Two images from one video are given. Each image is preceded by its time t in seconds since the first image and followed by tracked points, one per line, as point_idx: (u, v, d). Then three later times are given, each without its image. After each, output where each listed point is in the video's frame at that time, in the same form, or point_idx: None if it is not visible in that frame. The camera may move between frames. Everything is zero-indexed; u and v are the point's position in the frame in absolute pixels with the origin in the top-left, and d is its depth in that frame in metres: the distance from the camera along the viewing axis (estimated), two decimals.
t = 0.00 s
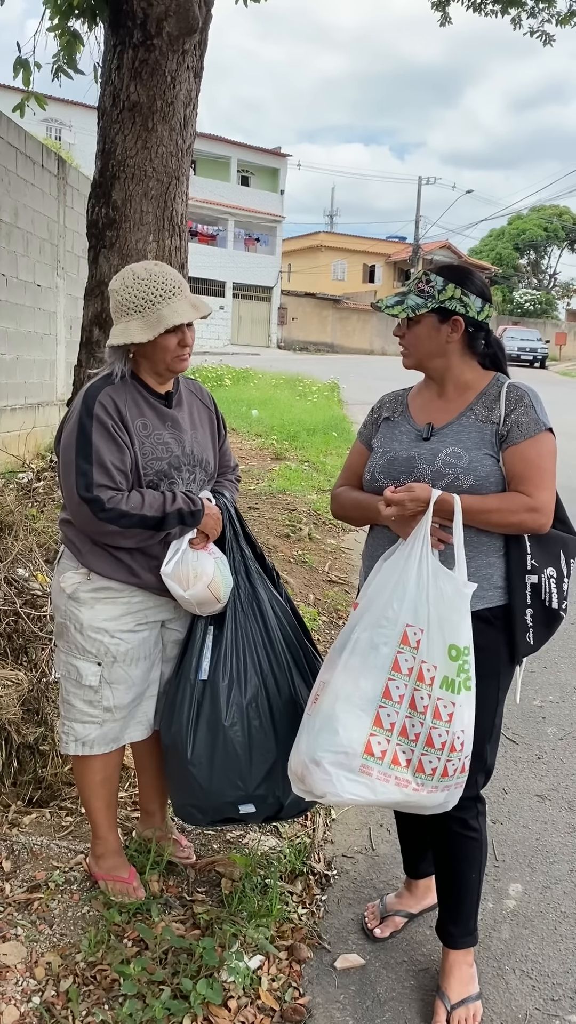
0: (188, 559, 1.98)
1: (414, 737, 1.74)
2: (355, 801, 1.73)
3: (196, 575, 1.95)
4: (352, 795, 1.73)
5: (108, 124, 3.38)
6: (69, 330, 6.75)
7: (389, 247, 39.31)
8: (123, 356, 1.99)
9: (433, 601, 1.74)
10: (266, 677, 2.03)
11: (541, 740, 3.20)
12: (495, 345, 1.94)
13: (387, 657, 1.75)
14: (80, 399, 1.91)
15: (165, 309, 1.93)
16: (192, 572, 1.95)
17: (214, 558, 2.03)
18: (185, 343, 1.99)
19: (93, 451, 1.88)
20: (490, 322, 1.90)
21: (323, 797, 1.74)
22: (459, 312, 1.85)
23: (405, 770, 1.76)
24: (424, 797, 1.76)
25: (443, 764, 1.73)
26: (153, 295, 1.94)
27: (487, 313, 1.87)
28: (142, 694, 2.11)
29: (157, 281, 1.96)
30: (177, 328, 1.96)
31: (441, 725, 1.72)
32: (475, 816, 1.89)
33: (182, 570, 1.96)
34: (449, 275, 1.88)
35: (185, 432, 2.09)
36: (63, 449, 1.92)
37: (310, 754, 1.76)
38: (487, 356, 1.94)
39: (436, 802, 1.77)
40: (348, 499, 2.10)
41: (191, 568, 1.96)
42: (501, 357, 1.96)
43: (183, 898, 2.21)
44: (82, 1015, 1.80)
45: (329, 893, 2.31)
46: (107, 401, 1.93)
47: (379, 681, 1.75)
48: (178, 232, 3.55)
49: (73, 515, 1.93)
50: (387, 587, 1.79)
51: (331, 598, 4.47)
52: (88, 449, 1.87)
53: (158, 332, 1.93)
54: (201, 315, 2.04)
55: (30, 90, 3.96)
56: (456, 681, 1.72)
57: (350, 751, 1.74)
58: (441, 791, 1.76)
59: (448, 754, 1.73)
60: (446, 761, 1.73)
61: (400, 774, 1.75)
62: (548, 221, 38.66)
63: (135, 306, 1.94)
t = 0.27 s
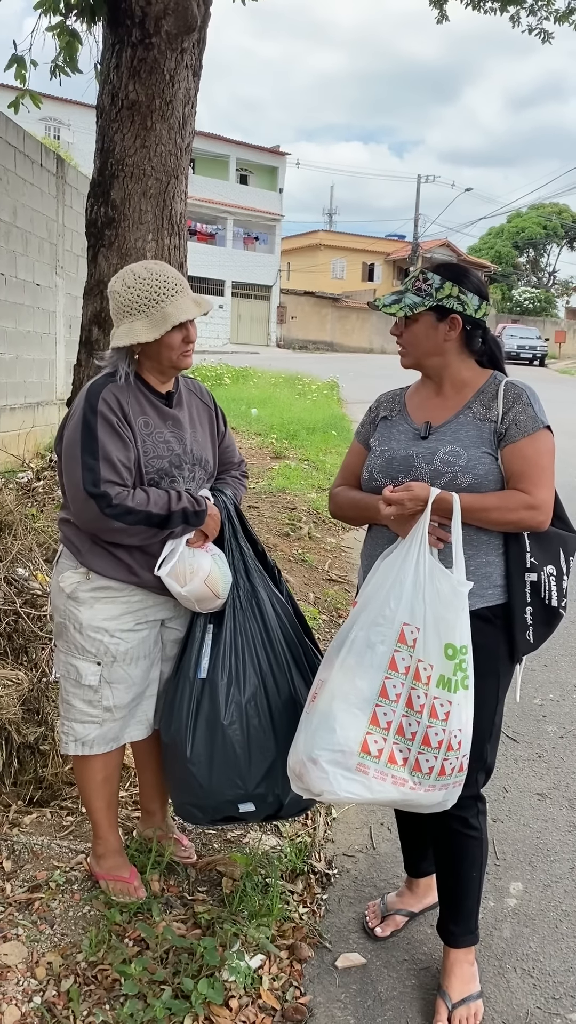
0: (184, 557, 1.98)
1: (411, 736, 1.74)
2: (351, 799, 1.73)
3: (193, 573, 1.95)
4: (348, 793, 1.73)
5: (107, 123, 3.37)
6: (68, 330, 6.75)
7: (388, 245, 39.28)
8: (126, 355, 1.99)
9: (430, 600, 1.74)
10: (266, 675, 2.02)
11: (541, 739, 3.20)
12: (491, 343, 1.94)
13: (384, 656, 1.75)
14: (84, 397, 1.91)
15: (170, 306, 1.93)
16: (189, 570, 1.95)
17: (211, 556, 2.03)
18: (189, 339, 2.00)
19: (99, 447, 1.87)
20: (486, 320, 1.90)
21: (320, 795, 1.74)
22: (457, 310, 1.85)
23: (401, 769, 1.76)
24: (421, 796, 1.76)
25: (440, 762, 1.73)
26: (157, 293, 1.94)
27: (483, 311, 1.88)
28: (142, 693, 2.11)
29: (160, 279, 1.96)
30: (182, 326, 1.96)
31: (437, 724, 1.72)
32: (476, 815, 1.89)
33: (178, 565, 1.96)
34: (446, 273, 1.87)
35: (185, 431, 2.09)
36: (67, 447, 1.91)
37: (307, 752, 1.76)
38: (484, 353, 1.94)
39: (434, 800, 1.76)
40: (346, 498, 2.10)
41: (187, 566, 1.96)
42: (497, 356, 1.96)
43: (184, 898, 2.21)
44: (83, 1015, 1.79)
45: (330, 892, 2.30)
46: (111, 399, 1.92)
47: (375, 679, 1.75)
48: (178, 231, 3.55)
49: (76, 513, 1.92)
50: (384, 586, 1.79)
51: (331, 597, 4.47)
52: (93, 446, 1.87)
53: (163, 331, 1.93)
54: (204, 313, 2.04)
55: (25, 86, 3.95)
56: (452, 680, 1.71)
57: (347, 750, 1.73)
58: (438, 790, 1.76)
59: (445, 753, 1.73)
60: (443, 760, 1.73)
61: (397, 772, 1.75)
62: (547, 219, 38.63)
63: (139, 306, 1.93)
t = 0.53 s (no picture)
0: (180, 555, 1.98)
1: (413, 734, 1.74)
2: (353, 799, 1.72)
3: (189, 570, 1.95)
4: (351, 793, 1.72)
5: (104, 120, 3.36)
6: (67, 328, 6.74)
7: (388, 244, 39.27)
8: (126, 354, 1.98)
9: (429, 597, 1.73)
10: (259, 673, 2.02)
11: (541, 736, 3.20)
12: (486, 337, 1.91)
13: (384, 653, 1.75)
14: (82, 395, 1.90)
15: (172, 301, 1.92)
16: (185, 567, 1.96)
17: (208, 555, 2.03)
18: (189, 335, 1.99)
19: (99, 444, 1.87)
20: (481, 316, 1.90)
21: (322, 796, 1.73)
22: (452, 307, 1.85)
23: (404, 767, 1.75)
24: (424, 794, 1.75)
25: (442, 759, 1.73)
26: (159, 287, 1.93)
27: (478, 307, 1.88)
28: (140, 691, 2.10)
29: (161, 274, 1.95)
30: (183, 322, 1.96)
31: (439, 721, 1.71)
32: (474, 812, 1.89)
33: (175, 564, 1.96)
34: (440, 270, 1.87)
35: (183, 429, 2.08)
36: (65, 445, 1.90)
37: (308, 753, 1.75)
38: (480, 348, 1.92)
39: (436, 798, 1.76)
40: (341, 496, 2.10)
41: (183, 563, 1.96)
42: (491, 346, 1.93)
43: (183, 896, 2.21)
44: (81, 1014, 1.79)
45: (329, 891, 2.30)
46: (109, 397, 1.91)
47: (376, 678, 1.75)
48: (176, 228, 3.54)
49: (75, 510, 1.91)
50: (381, 583, 1.78)
51: (331, 595, 4.47)
52: (93, 441, 1.86)
53: (165, 326, 1.92)
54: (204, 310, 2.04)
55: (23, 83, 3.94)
56: (453, 676, 1.71)
57: (348, 749, 1.73)
58: (440, 788, 1.75)
59: (447, 750, 1.72)
60: (445, 757, 1.73)
61: (399, 770, 1.75)
62: (547, 217, 38.59)
63: (140, 301, 1.92)
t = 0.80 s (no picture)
0: (182, 553, 1.98)
1: (409, 731, 1.74)
2: (350, 796, 1.72)
3: (191, 569, 1.96)
4: (347, 790, 1.72)
5: (104, 119, 3.36)
6: (68, 327, 6.74)
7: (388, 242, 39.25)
8: (130, 353, 1.98)
9: (426, 594, 1.73)
10: (259, 671, 2.02)
11: (542, 734, 3.20)
12: (484, 336, 1.91)
13: (381, 650, 1.75)
14: (82, 394, 1.90)
15: (178, 302, 1.92)
16: (187, 565, 1.96)
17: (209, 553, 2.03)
18: (194, 335, 1.99)
19: (95, 444, 1.86)
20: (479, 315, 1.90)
21: (319, 792, 1.74)
22: (451, 306, 1.85)
23: (401, 763, 1.75)
24: (421, 791, 1.75)
25: (439, 756, 1.72)
26: (164, 287, 1.93)
27: (476, 306, 1.88)
28: (141, 690, 2.10)
29: (168, 274, 1.95)
30: (187, 323, 1.96)
31: (436, 718, 1.71)
32: (474, 811, 1.89)
33: (176, 564, 1.96)
34: (439, 268, 1.86)
35: (183, 428, 2.08)
36: (63, 444, 1.90)
37: (306, 749, 1.76)
38: (478, 348, 1.92)
39: (434, 795, 1.76)
40: (340, 495, 2.09)
41: (186, 562, 1.97)
42: (491, 346, 1.93)
43: (184, 895, 2.21)
44: (83, 1014, 1.79)
45: (330, 889, 2.30)
46: (109, 396, 1.91)
47: (373, 674, 1.75)
48: (176, 227, 3.53)
49: (71, 509, 1.92)
50: (379, 580, 1.78)
51: (332, 593, 4.47)
52: (89, 441, 1.86)
53: (170, 327, 1.92)
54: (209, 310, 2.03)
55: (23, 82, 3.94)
56: (450, 673, 1.70)
57: (345, 745, 1.73)
58: (438, 784, 1.75)
59: (444, 747, 1.72)
60: (442, 754, 1.72)
61: (396, 767, 1.75)
62: (548, 214, 38.54)
63: (146, 301, 1.92)
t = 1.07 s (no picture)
0: (184, 553, 1.98)
1: (406, 726, 1.73)
2: (346, 790, 1.72)
3: (194, 569, 1.95)
4: (343, 784, 1.72)
5: (104, 117, 3.36)
6: (69, 326, 6.74)
7: (389, 240, 39.22)
8: (133, 354, 1.98)
9: (423, 590, 1.72)
10: (265, 670, 2.02)
11: (544, 732, 3.19)
12: (484, 335, 1.92)
13: (379, 646, 1.75)
14: (80, 392, 1.90)
15: (182, 303, 1.92)
16: (189, 566, 1.95)
17: (211, 553, 2.03)
18: (197, 336, 1.99)
19: (91, 444, 1.86)
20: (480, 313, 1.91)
21: (316, 787, 1.74)
22: (457, 304, 1.85)
23: (397, 759, 1.75)
24: (417, 787, 1.74)
25: (436, 753, 1.71)
26: (168, 289, 1.93)
27: (479, 305, 1.89)
28: (142, 689, 2.10)
29: (172, 276, 1.95)
30: (191, 326, 1.95)
31: (433, 714, 1.70)
32: (475, 810, 1.88)
33: (178, 563, 1.96)
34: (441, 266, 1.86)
35: (183, 427, 2.07)
36: (60, 443, 1.90)
37: (303, 743, 1.76)
38: (478, 347, 1.92)
39: (431, 792, 1.75)
40: (341, 494, 2.09)
41: (188, 562, 1.96)
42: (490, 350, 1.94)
43: (186, 894, 2.21)
44: (84, 1013, 1.79)
45: (332, 888, 2.30)
46: (108, 396, 1.91)
47: (370, 669, 1.75)
48: (177, 225, 3.53)
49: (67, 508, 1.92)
50: (378, 576, 1.78)
51: (333, 592, 4.46)
52: (85, 441, 1.86)
53: (175, 329, 1.92)
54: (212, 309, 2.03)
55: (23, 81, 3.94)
56: (447, 669, 1.69)
57: (341, 739, 1.73)
58: (434, 782, 1.74)
59: (441, 744, 1.71)
60: (439, 751, 1.71)
61: (392, 762, 1.75)
62: (549, 212, 38.48)
63: (151, 302, 1.92)
